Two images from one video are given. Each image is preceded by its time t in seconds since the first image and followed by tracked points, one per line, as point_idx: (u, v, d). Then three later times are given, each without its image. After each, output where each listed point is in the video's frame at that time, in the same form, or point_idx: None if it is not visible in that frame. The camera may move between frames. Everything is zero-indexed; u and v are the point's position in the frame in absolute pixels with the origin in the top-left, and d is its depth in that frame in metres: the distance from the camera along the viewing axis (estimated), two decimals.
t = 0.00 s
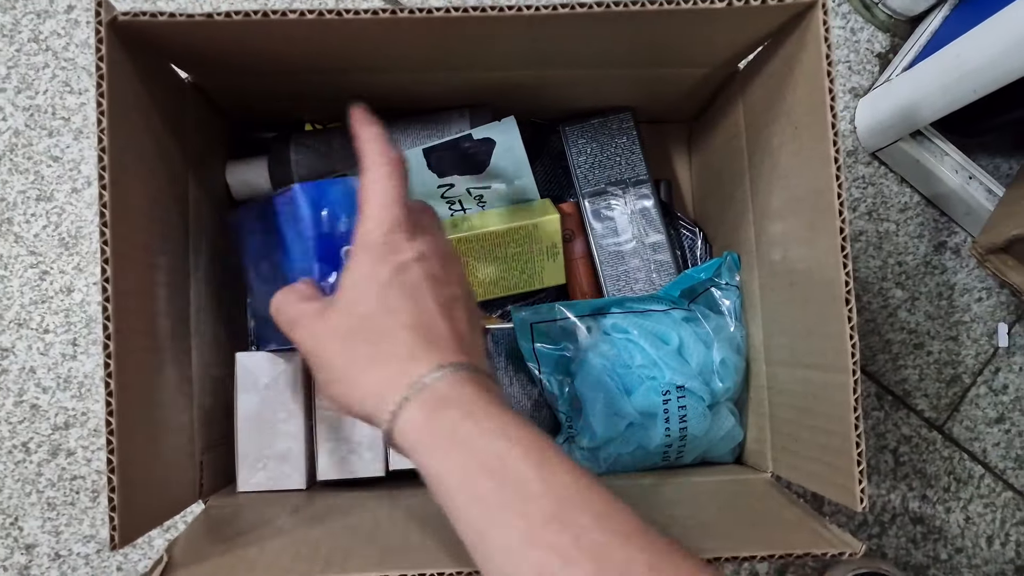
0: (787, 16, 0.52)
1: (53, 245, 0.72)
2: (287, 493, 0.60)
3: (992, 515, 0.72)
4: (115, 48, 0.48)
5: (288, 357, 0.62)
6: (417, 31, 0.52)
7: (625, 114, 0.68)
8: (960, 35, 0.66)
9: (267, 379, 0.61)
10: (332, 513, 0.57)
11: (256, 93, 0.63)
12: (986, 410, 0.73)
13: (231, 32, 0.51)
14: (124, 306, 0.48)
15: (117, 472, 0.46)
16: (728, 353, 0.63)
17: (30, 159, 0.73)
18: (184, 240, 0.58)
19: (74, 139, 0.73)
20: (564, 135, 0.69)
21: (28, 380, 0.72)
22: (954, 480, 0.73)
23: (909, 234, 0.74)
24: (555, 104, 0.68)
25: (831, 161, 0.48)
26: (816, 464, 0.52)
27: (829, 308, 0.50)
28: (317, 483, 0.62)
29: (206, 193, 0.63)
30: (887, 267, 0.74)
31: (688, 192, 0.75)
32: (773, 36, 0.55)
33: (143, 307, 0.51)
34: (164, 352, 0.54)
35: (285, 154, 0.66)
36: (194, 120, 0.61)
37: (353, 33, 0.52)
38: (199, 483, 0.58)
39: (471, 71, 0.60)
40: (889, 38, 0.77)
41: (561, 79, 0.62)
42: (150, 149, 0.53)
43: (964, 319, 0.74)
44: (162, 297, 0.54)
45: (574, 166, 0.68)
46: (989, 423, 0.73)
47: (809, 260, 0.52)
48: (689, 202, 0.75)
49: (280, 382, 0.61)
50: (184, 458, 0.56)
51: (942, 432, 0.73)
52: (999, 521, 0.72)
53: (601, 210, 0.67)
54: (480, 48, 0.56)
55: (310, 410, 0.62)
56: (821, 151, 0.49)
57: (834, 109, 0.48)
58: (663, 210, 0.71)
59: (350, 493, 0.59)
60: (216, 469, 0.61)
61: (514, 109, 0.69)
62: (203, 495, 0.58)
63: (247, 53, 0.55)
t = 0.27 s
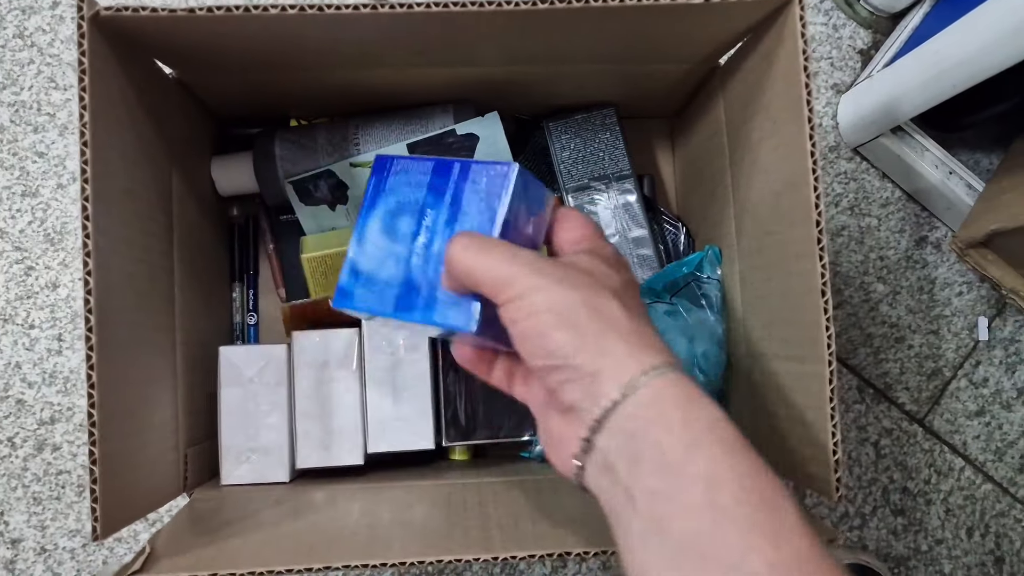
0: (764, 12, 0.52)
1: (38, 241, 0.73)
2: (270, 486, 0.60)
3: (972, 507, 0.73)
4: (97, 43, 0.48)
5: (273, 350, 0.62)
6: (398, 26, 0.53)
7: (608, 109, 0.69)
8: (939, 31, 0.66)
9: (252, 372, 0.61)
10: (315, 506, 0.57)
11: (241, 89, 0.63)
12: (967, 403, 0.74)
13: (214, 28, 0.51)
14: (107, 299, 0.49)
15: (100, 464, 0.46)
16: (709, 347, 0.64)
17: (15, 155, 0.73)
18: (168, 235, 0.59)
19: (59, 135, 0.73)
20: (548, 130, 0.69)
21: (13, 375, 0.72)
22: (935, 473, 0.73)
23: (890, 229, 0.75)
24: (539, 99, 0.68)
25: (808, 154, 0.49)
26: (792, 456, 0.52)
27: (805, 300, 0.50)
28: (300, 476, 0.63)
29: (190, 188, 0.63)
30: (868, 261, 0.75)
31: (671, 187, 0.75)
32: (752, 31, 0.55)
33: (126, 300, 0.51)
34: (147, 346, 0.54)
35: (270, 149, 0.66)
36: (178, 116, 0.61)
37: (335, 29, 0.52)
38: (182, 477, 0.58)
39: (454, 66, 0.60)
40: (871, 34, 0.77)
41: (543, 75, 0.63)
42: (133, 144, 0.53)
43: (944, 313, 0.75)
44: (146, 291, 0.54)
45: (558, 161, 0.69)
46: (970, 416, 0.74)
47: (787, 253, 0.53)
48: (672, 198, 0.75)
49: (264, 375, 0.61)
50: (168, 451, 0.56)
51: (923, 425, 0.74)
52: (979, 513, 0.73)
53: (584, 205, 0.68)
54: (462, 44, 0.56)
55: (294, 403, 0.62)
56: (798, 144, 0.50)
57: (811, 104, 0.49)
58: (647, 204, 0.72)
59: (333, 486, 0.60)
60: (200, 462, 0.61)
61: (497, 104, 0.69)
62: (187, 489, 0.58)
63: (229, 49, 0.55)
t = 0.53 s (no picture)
0: (763, 14, 0.52)
1: (38, 241, 0.73)
2: (272, 486, 0.60)
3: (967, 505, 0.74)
4: (100, 44, 0.49)
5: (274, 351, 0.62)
6: (400, 28, 0.53)
7: (606, 110, 0.69)
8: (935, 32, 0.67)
9: (254, 372, 0.62)
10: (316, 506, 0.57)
11: (241, 89, 0.63)
12: (962, 402, 0.75)
13: (216, 30, 0.51)
14: (111, 300, 0.49)
15: (104, 464, 0.47)
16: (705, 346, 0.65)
17: (14, 155, 0.73)
18: (169, 235, 0.59)
19: (58, 135, 0.73)
20: (546, 131, 0.69)
21: (13, 376, 0.72)
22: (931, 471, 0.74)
23: (886, 229, 0.76)
24: (538, 100, 0.69)
25: (806, 156, 0.49)
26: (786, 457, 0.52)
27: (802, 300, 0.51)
28: (301, 476, 0.63)
29: (191, 188, 0.64)
30: (865, 261, 0.75)
31: (669, 188, 0.76)
32: (750, 34, 0.56)
33: (129, 300, 0.52)
34: (150, 347, 0.54)
35: (271, 149, 0.66)
36: (179, 116, 0.61)
37: (337, 30, 0.53)
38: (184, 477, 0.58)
39: (454, 68, 0.61)
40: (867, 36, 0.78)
41: (542, 76, 0.63)
42: (136, 145, 0.54)
43: (940, 313, 0.75)
44: (148, 292, 0.55)
45: (556, 162, 0.69)
46: (965, 415, 0.75)
47: (786, 253, 0.53)
48: (670, 198, 0.76)
49: (265, 376, 0.62)
50: (170, 451, 0.56)
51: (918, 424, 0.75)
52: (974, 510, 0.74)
53: (583, 205, 0.68)
54: (462, 46, 0.57)
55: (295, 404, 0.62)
56: (797, 146, 0.50)
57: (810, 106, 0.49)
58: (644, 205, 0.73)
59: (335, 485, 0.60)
60: (202, 462, 0.61)
61: (496, 105, 0.69)
62: (189, 489, 0.59)
63: (231, 50, 0.55)
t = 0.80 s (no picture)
0: (760, 16, 0.53)
1: (39, 242, 0.73)
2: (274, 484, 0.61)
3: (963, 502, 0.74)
4: (105, 46, 0.49)
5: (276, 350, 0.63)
6: (401, 30, 0.53)
7: (605, 111, 0.70)
8: (930, 34, 0.67)
9: (256, 371, 0.62)
10: (319, 504, 0.58)
11: (243, 91, 0.64)
12: (958, 400, 0.75)
13: (220, 33, 0.52)
14: (115, 299, 0.49)
15: (109, 462, 0.47)
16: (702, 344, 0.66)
17: (16, 156, 0.73)
18: (172, 235, 0.59)
19: (60, 137, 0.74)
20: (546, 132, 0.70)
21: (15, 376, 0.72)
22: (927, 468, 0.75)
23: (882, 229, 0.76)
24: (537, 102, 0.69)
25: (803, 156, 0.50)
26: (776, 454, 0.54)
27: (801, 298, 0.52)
28: (303, 475, 0.63)
29: (193, 188, 0.64)
30: (861, 261, 0.76)
31: (667, 188, 0.76)
32: (747, 36, 0.56)
33: (133, 300, 0.52)
34: (153, 346, 0.55)
35: (272, 150, 0.67)
36: (181, 118, 0.62)
37: (338, 33, 0.53)
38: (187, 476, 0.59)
39: (454, 69, 0.61)
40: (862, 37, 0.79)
41: (541, 78, 0.64)
42: (139, 145, 0.54)
43: (935, 312, 0.76)
44: (151, 291, 0.55)
45: (555, 162, 0.70)
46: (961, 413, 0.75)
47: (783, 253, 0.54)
48: (668, 199, 0.76)
49: (267, 375, 0.62)
50: (173, 449, 0.57)
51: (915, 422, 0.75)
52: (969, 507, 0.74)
53: (581, 205, 0.69)
54: (462, 48, 0.57)
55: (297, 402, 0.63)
56: (794, 147, 0.51)
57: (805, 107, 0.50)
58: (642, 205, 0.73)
59: (337, 484, 0.60)
60: (204, 461, 0.62)
61: (495, 107, 0.70)
62: (191, 487, 0.59)
63: (233, 52, 0.56)
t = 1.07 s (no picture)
0: (779, 22, 0.52)
1: (42, 248, 0.72)
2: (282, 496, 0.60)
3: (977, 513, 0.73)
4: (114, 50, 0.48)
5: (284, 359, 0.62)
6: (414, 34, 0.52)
7: (617, 117, 0.69)
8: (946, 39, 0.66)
9: (263, 381, 0.61)
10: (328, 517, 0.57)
11: (251, 95, 0.63)
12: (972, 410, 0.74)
13: (230, 36, 0.51)
14: (123, 308, 0.48)
15: (117, 475, 0.46)
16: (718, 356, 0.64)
17: (19, 161, 0.72)
18: (179, 242, 0.58)
19: (63, 141, 0.73)
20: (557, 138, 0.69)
21: (17, 384, 0.71)
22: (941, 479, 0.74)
23: (895, 237, 0.76)
24: (549, 107, 0.68)
25: (824, 165, 0.49)
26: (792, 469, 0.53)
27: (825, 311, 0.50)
28: (310, 486, 0.62)
29: (199, 194, 0.63)
30: (875, 269, 0.75)
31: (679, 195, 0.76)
32: (765, 42, 0.56)
33: (141, 308, 0.51)
34: (160, 355, 0.54)
35: (280, 155, 0.66)
36: (188, 122, 0.61)
37: (351, 37, 0.52)
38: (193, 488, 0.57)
39: (466, 74, 0.60)
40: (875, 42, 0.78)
41: (555, 83, 0.63)
42: (147, 151, 0.53)
43: (949, 320, 0.75)
44: (159, 299, 0.54)
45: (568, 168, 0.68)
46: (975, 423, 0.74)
47: (802, 263, 0.53)
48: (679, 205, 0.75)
49: (274, 384, 0.61)
50: (180, 460, 0.56)
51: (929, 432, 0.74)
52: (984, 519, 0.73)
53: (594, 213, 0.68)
54: (475, 53, 0.56)
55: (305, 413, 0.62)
56: (814, 155, 0.50)
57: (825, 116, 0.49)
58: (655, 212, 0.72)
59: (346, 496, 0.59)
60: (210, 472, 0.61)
61: (506, 112, 0.69)
62: (198, 499, 0.58)
63: (243, 56, 0.55)
